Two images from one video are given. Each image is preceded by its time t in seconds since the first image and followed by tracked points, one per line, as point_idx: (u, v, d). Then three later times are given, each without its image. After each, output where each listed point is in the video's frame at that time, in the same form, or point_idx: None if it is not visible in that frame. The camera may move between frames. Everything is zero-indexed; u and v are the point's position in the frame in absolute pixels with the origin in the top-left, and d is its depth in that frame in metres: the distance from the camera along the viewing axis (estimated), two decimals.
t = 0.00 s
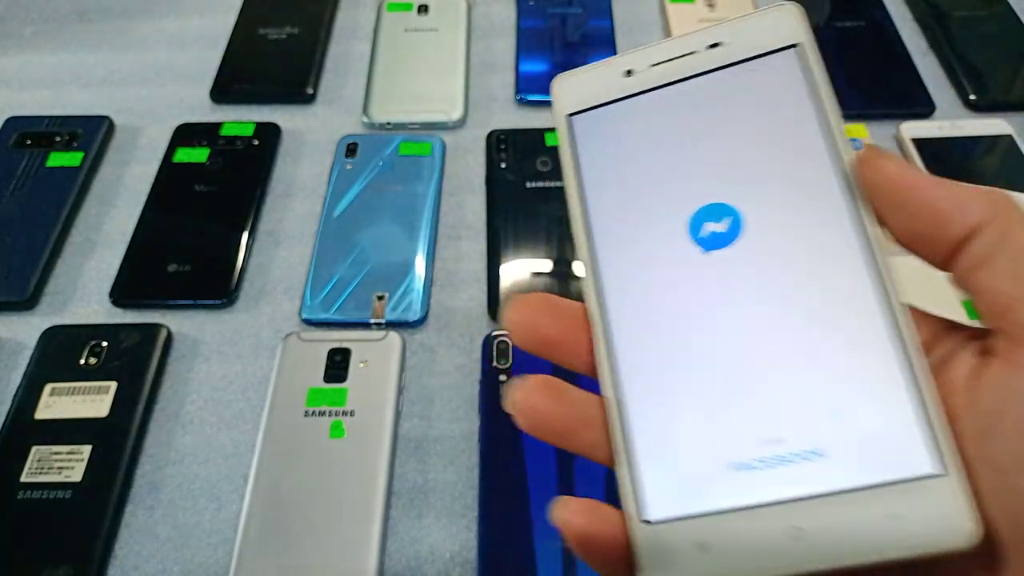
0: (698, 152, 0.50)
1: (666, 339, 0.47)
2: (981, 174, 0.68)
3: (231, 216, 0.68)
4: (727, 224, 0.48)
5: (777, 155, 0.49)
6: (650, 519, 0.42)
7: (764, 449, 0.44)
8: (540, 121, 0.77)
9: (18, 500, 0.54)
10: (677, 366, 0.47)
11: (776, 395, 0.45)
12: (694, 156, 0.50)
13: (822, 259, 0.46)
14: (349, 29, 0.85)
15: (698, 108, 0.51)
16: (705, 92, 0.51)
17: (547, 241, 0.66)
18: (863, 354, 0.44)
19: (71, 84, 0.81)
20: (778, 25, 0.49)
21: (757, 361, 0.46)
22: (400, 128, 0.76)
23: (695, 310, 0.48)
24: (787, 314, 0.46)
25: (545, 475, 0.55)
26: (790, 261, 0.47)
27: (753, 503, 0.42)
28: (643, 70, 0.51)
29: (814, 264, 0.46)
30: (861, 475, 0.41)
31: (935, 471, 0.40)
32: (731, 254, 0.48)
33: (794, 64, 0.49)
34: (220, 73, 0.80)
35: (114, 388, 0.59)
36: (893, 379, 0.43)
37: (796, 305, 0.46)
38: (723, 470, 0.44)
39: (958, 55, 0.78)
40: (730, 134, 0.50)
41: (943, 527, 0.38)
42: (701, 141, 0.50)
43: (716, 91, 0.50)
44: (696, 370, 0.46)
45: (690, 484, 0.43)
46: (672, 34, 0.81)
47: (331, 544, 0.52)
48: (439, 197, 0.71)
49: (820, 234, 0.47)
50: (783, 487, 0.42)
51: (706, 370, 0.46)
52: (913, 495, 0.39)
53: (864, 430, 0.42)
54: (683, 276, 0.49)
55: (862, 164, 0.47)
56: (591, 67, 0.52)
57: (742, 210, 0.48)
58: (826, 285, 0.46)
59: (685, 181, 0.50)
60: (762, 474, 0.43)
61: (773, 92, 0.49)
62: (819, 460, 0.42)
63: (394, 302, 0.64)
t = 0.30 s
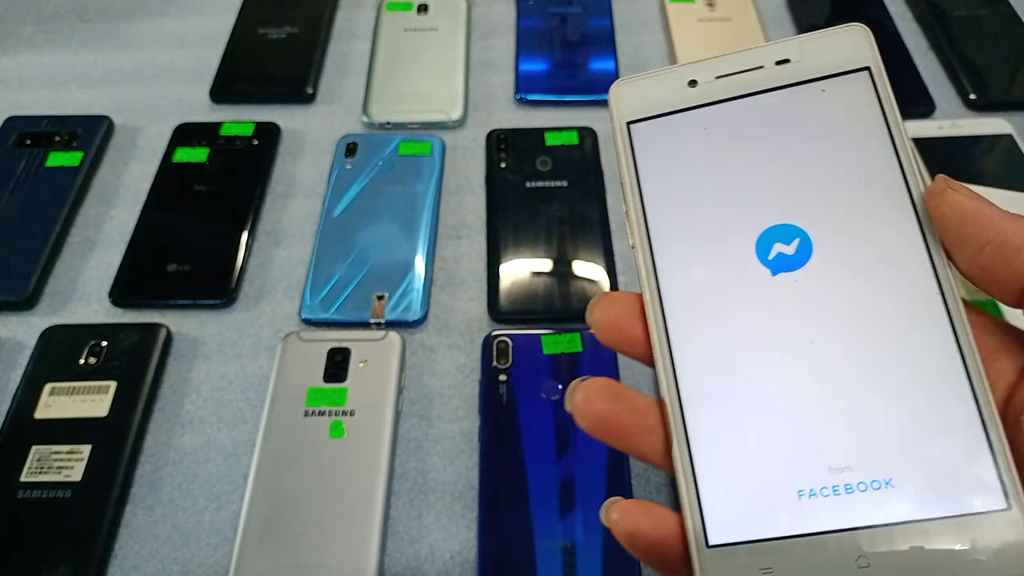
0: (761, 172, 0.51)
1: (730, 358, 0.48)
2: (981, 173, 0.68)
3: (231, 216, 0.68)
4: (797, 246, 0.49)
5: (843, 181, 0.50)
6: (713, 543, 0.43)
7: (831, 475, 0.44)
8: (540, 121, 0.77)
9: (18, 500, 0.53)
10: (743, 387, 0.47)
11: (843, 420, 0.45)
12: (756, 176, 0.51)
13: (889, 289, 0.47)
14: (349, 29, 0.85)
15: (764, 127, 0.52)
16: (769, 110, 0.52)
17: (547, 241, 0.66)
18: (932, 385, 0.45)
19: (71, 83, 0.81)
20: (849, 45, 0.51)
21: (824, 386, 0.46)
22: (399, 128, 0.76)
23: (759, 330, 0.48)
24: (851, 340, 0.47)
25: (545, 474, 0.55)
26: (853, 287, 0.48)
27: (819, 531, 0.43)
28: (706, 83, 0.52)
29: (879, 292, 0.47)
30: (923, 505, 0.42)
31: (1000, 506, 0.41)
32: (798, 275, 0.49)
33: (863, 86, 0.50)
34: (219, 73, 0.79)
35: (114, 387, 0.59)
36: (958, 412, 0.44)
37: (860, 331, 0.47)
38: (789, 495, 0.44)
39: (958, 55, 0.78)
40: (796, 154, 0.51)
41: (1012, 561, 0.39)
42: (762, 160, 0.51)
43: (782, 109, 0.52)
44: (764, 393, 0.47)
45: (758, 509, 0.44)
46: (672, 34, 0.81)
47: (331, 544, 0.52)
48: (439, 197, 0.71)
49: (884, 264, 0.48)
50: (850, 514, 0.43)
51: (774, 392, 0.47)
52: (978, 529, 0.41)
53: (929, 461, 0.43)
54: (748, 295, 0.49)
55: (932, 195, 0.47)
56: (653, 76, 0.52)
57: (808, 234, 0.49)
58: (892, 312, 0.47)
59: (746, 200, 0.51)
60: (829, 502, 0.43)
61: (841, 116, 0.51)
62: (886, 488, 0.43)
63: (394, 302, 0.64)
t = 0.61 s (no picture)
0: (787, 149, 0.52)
1: (758, 329, 0.49)
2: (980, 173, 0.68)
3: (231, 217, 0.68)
4: (825, 216, 0.51)
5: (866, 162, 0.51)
6: (732, 504, 0.44)
7: (854, 441, 0.45)
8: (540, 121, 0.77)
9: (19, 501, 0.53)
10: (771, 356, 0.48)
11: (869, 387, 0.47)
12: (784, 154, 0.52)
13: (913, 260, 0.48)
14: (349, 30, 0.85)
15: (791, 102, 0.53)
16: (797, 83, 0.53)
17: (547, 241, 0.66)
18: (955, 355, 0.46)
19: (71, 84, 0.81)
20: (880, 20, 0.51)
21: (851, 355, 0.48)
22: (400, 128, 0.76)
23: (785, 299, 0.50)
24: (876, 310, 0.48)
25: (546, 473, 0.55)
26: (875, 258, 0.49)
27: (840, 495, 0.44)
28: (736, 58, 0.53)
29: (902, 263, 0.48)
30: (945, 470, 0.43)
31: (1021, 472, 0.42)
32: (825, 244, 0.50)
33: (894, 60, 0.51)
34: (220, 73, 0.79)
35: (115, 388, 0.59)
36: (981, 383, 0.45)
37: (884, 301, 0.48)
38: (812, 460, 0.45)
39: (958, 55, 0.78)
40: (824, 129, 0.52)
41: None
42: (787, 134, 0.52)
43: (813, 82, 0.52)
44: (792, 360, 0.48)
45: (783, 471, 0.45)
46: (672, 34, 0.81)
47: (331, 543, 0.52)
48: (439, 197, 0.71)
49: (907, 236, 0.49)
50: (871, 478, 0.44)
51: (801, 361, 0.48)
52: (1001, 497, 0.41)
53: (952, 430, 0.44)
54: (778, 268, 0.50)
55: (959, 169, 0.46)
56: (681, 54, 0.54)
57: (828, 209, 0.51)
58: (916, 283, 0.48)
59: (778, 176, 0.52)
60: (850, 466, 0.45)
61: (868, 88, 0.51)
62: (909, 454, 0.44)
63: (394, 302, 0.64)
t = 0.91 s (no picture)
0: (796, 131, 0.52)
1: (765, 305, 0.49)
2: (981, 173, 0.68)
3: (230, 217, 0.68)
4: (844, 184, 0.50)
5: (873, 152, 0.50)
6: (731, 475, 0.44)
7: (859, 416, 0.45)
8: (540, 121, 0.77)
9: (20, 500, 0.54)
10: (779, 330, 0.48)
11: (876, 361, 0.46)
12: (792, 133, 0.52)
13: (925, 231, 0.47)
14: (349, 30, 0.85)
15: (810, 76, 0.52)
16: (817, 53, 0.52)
17: (547, 241, 0.66)
18: (966, 333, 0.45)
19: (71, 84, 0.81)
20: None
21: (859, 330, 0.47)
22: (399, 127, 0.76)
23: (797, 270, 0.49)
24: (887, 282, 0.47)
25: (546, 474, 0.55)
26: (886, 229, 0.48)
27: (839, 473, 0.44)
28: (763, 21, 0.53)
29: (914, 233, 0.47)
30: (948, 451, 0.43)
31: None
32: (843, 216, 0.49)
33: (926, 20, 0.49)
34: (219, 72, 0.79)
35: (115, 388, 0.59)
36: (995, 361, 0.43)
37: (894, 273, 0.47)
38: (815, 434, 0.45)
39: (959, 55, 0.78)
40: (833, 114, 0.51)
41: None
42: (794, 122, 0.52)
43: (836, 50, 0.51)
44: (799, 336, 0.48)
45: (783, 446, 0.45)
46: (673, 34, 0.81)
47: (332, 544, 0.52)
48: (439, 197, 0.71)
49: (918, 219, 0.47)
50: (874, 454, 0.44)
51: (808, 338, 0.48)
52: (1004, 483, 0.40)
53: (962, 408, 0.43)
54: (785, 245, 0.50)
55: (990, 138, 0.45)
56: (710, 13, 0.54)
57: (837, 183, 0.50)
58: (932, 252, 0.47)
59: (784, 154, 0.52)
60: (853, 442, 0.44)
61: (885, 61, 0.50)
62: (914, 432, 0.44)
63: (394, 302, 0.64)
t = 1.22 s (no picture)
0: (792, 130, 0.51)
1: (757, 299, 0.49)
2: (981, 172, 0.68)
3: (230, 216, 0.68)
4: (839, 181, 0.50)
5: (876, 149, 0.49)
6: (716, 466, 0.44)
7: (842, 412, 0.45)
8: (540, 120, 0.77)
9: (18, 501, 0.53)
10: (770, 324, 0.48)
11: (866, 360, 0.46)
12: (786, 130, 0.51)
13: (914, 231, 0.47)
14: (349, 30, 0.85)
15: (810, 73, 0.51)
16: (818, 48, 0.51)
17: (547, 241, 0.66)
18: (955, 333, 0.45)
19: (71, 84, 0.81)
20: None
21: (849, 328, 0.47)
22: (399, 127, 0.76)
23: (790, 262, 0.49)
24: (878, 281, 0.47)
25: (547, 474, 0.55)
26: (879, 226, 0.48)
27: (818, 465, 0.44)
28: (770, 13, 0.52)
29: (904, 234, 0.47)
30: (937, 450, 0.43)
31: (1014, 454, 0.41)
32: (838, 210, 0.49)
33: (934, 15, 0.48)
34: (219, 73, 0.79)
35: (114, 388, 0.59)
36: (985, 358, 0.43)
37: (885, 271, 0.47)
38: (799, 428, 0.45)
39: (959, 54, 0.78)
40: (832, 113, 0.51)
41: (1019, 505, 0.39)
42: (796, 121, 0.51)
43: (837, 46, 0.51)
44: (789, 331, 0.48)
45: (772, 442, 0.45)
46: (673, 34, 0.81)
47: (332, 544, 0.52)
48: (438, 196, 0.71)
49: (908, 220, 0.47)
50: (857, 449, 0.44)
51: (799, 335, 0.48)
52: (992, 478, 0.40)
53: (946, 405, 0.43)
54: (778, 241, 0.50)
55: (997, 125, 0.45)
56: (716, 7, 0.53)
57: (832, 183, 0.50)
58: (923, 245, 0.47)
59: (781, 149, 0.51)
60: (837, 437, 0.45)
61: (881, 60, 0.50)
62: (900, 427, 0.44)
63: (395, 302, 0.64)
